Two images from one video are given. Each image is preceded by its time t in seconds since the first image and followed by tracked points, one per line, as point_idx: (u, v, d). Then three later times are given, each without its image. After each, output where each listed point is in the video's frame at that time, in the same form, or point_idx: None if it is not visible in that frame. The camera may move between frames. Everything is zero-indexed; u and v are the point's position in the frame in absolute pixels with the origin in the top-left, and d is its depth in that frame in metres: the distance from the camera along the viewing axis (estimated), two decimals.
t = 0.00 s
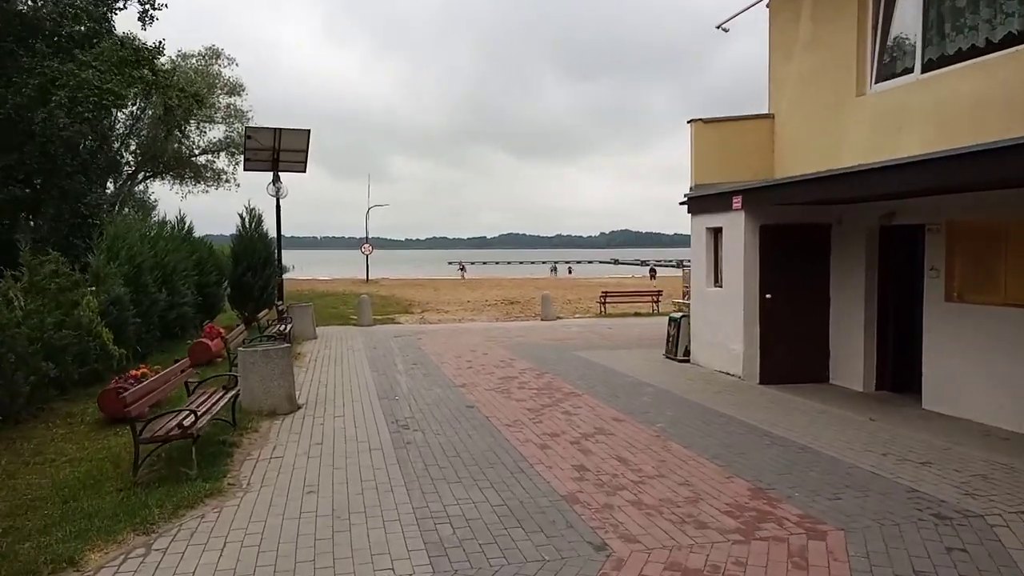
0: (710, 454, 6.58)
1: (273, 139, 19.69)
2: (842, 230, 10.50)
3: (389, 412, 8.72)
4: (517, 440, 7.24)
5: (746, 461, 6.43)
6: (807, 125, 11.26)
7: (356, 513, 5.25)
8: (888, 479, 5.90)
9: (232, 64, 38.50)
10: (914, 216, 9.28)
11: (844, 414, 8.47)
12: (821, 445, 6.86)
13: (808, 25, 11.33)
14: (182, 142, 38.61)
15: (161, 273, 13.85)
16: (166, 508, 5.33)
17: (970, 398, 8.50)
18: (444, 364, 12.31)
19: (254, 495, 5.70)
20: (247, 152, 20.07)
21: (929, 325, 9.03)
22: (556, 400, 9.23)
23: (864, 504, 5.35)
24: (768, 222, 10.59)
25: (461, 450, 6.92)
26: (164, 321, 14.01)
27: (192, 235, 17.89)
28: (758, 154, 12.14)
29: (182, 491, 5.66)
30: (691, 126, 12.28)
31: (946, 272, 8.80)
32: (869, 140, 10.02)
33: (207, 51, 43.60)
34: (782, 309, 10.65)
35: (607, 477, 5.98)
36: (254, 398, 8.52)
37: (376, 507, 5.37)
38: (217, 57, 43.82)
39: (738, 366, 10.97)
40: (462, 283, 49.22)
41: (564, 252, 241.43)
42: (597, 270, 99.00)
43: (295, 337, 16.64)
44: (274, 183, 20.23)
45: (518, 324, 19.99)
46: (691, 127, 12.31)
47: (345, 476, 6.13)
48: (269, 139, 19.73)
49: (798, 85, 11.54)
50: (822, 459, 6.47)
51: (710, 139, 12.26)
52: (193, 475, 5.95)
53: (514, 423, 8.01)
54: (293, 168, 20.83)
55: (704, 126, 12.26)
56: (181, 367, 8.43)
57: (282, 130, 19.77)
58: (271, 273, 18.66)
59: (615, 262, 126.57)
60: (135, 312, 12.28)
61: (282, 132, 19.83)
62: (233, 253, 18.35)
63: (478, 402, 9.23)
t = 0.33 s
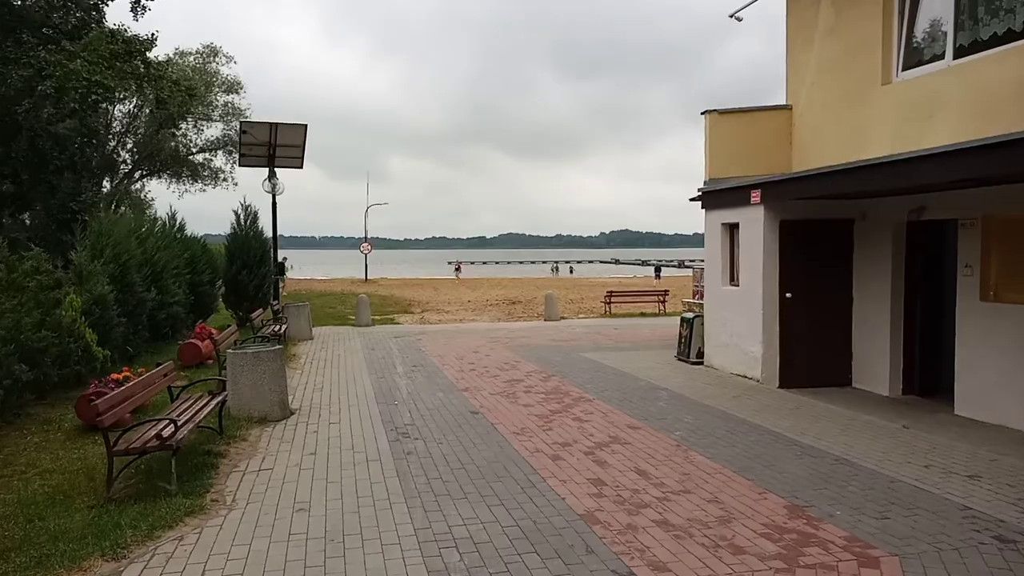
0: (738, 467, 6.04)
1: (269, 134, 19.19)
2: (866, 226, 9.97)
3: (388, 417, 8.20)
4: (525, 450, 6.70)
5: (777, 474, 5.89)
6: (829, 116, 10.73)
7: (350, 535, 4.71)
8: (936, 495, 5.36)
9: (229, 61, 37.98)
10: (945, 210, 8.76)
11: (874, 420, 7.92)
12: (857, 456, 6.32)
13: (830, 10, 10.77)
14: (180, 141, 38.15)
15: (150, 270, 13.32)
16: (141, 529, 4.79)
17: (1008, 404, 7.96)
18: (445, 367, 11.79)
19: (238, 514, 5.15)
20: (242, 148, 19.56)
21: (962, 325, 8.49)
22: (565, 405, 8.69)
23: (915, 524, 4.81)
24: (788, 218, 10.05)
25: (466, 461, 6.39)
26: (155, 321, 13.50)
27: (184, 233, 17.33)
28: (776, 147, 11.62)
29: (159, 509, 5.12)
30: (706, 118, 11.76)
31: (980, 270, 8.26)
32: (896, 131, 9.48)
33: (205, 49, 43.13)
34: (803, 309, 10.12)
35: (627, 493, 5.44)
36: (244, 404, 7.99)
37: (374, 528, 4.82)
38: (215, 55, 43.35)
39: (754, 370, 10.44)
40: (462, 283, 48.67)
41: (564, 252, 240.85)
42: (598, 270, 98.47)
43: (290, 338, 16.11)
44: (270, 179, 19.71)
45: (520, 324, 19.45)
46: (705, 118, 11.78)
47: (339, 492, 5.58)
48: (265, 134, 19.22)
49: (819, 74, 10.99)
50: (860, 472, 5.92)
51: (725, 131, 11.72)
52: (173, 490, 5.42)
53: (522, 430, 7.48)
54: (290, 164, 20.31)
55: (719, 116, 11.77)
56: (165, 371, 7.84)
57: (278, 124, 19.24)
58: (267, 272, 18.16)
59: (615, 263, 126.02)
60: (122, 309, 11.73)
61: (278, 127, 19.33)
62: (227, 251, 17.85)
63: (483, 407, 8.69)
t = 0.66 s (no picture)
0: (772, 488, 5.57)
1: (268, 133, 18.75)
2: (891, 226, 9.50)
3: (386, 430, 7.71)
4: (538, 468, 6.21)
5: (815, 497, 5.42)
6: (852, 112, 10.27)
7: (350, 571, 4.23)
8: (993, 521, 4.89)
9: (229, 62, 37.57)
10: (979, 210, 8.29)
11: (907, 433, 7.46)
12: (898, 475, 5.86)
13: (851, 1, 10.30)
14: (178, 142, 37.69)
15: (143, 274, 12.85)
16: (117, 564, 4.30)
17: None
18: (449, 374, 11.31)
19: (226, 545, 4.66)
20: (239, 147, 19.12)
21: (997, 331, 8.01)
22: (578, 416, 8.21)
23: (977, 556, 4.34)
24: (809, 218, 9.57)
25: (474, 480, 5.90)
26: (148, 326, 13.02)
27: (180, 235, 16.84)
28: (795, 144, 11.15)
29: (139, 540, 4.63)
30: (721, 115, 11.30)
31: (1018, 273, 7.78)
32: (925, 126, 9.01)
33: (205, 50, 42.74)
34: (824, 313, 9.64)
35: (653, 519, 4.96)
36: (236, 416, 7.51)
37: (376, 563, 4.33)
38: (214, 56, 42.94)
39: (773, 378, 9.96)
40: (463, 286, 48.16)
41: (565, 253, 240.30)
42: (599, 272, 97.98)
43: (289, 342, 15.59)
44: (269, 180, 19.26)
45: (525, 328, 18.96)
46: (720, 115, 11.32)
47: (338, 518, 5.09)
48: (263, 133, 18.78)
49: (840, 68, 10.53)
50: (905, 494, 5.46)
51: (740, 129, 11.26)
52: (155, 518, 4.93)
53: (533, 444, 7.01)
54: (289, 165, 19.87)
55: (734, 113, 11.29)
56: (152, 382, 7.27)
57: (276, 123, 18.82)
58: (265, 275, 17.70)
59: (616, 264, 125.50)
60: (113, 314, 11.24)
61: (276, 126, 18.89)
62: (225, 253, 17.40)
63: (490, 418, 8.21)
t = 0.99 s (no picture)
0: (809, 508, 5.10)
1: (263, 128, 18.24)
2: (918, 223, 9.04)
3: (386, 439, 7.22)
4: (552, 483, 5.73)
5: (858, 517, 4.96)
6: (874, 102, 9.76)
7: None
8: None
9: (225, 58, 37.06)
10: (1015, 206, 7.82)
11: (942, 443, 7.00)
12: (944, 493, 5.39)
13: None
14: (175, 140, 37.14)
15: (133, 273, 12.37)
16: None
17: None
18: (451, 377, 10.83)
19: None
20: (235, 143, 18.62)
21: None
22: (590, 424, 7.74)
23: None
24: (832, 214, 9.10)
25: (483, 498, 5.42)
26: (138, 327, 12.54)
27: (173, 233, 16.35)
28: (813, 137, 10.64)
29: (111, 569, 4.16)
30: (735, 106, 10.81)
31: None
32: (952, 116, 8.49)
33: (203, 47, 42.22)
34: (846, 314, 9.17)
35: (684, 545, 4.49)
36: (226, 424, 7.03)
37: None
38: (211, 53, 42.42)
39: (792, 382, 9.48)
40: (463, 285, 47.71)
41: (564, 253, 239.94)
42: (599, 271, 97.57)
43: (285, 343, 15.06)
44: (265, 176, 18.76)
45: (527, 328, 18.48)
46: (734, 107, 10.83)
47: (335, 544, 4.61)
48: (259, 129, 18.28)
49: (861, 55, 9.99)
50: (956, 514, 5.00)
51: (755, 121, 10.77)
52: (131, 543, 4.46)
53: (545, 456, 6.53)
54: (286, 161, 19.37)
55: (749, 104, 10.81)
56: (135, 391, 6.74)
57: (273, 118, 18.32)
58: (261, 275, 17.22)
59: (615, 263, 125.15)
60: (101, 316, 10.73)
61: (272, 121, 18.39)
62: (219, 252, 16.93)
63: (496, 426, 7.73)
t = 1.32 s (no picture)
0: (850, 532, 4.60)
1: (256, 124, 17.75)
2: (944, 219, 8.57)
3: (381, 450, 6.70)
4: (563, 502, 5.22)
5: (906, 542, 4.46)
6: (895, 94, 9.26)
7: None
8: None
9: (220, 58, 36.56)
10: None
11: (979, 453, 6.51)
12: (995, 513, 4.90)
13: None
14: (168, 140, 36.61)
15: (117, 273, 11.84)
16: None
17: None
18: (450, 382, 10.32)
19: None
20: (226, 140, 18.11)
21: None
22: (599, 433, 7.23)
23: None
24: (852, 210, 8.62)
25: (487, 519, 4.91)
26: (123, 329, 12.02)
27: (161, 232, 15.82)
28: (829, 131, 10.14)
29: None
30: (748, 97, 10.33)
31: None
32: (982, 105, 7.96)
33: (197, 47, 41.72)
34: (867, 316, 8.69)
35: None
36: (208, 436, 6.52)
37: None
38: (206, 53, 41.95)
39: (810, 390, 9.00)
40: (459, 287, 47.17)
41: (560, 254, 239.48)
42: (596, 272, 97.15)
43: (277, 346, 14.51)
44: (257, 174, 18.25)
45: (527, 330, 17.99)
46: (747, 98, 10.35)
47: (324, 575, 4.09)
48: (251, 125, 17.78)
49: (882, 45, 9.50)
50: (1013, 538, 4.51)
51: (769, 113, 10.30)
52: None
53: (553, 469, 6.02)
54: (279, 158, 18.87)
55: (762, 95, 10.32)
56: (105, 401, 6.18)
57: (265, 114, 17.85)
58: (252, 275, 16.70)
59: (613, 264, 124.78)
60: (80, 318, 10.19)
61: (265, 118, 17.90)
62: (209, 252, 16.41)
63: (500, 436, 7.22)
